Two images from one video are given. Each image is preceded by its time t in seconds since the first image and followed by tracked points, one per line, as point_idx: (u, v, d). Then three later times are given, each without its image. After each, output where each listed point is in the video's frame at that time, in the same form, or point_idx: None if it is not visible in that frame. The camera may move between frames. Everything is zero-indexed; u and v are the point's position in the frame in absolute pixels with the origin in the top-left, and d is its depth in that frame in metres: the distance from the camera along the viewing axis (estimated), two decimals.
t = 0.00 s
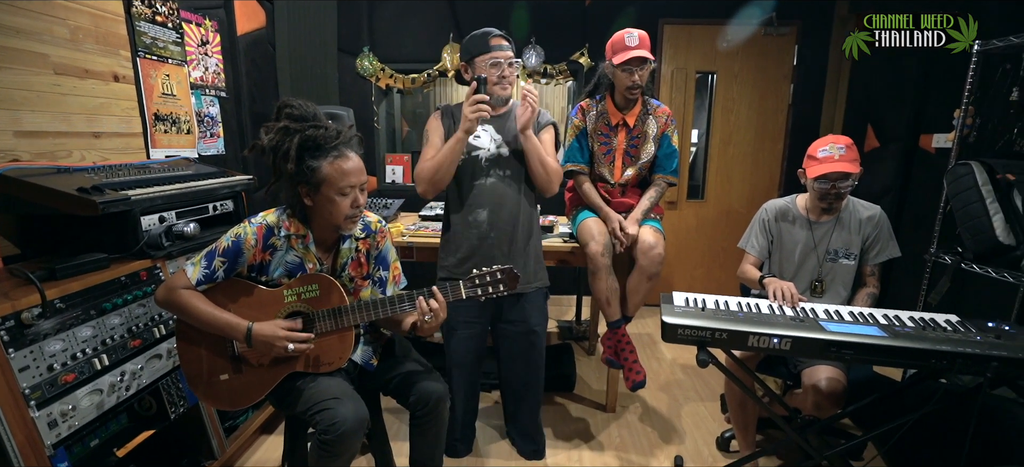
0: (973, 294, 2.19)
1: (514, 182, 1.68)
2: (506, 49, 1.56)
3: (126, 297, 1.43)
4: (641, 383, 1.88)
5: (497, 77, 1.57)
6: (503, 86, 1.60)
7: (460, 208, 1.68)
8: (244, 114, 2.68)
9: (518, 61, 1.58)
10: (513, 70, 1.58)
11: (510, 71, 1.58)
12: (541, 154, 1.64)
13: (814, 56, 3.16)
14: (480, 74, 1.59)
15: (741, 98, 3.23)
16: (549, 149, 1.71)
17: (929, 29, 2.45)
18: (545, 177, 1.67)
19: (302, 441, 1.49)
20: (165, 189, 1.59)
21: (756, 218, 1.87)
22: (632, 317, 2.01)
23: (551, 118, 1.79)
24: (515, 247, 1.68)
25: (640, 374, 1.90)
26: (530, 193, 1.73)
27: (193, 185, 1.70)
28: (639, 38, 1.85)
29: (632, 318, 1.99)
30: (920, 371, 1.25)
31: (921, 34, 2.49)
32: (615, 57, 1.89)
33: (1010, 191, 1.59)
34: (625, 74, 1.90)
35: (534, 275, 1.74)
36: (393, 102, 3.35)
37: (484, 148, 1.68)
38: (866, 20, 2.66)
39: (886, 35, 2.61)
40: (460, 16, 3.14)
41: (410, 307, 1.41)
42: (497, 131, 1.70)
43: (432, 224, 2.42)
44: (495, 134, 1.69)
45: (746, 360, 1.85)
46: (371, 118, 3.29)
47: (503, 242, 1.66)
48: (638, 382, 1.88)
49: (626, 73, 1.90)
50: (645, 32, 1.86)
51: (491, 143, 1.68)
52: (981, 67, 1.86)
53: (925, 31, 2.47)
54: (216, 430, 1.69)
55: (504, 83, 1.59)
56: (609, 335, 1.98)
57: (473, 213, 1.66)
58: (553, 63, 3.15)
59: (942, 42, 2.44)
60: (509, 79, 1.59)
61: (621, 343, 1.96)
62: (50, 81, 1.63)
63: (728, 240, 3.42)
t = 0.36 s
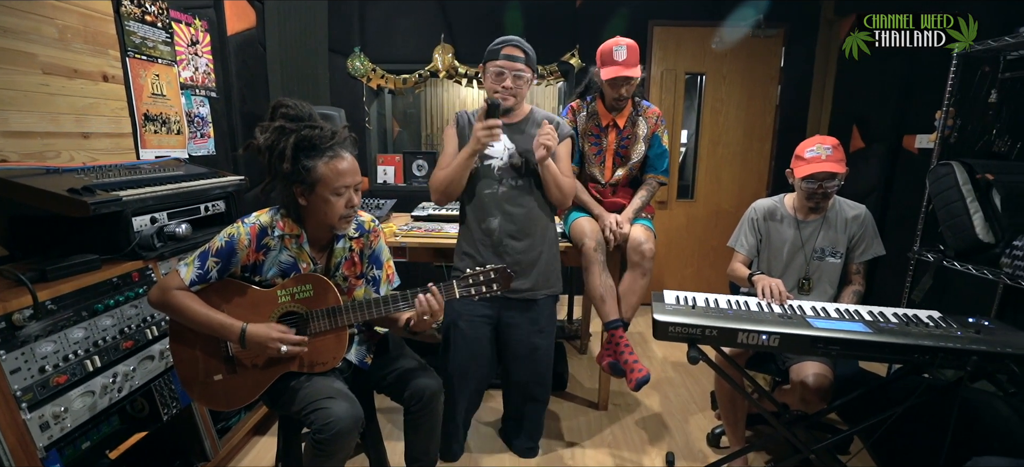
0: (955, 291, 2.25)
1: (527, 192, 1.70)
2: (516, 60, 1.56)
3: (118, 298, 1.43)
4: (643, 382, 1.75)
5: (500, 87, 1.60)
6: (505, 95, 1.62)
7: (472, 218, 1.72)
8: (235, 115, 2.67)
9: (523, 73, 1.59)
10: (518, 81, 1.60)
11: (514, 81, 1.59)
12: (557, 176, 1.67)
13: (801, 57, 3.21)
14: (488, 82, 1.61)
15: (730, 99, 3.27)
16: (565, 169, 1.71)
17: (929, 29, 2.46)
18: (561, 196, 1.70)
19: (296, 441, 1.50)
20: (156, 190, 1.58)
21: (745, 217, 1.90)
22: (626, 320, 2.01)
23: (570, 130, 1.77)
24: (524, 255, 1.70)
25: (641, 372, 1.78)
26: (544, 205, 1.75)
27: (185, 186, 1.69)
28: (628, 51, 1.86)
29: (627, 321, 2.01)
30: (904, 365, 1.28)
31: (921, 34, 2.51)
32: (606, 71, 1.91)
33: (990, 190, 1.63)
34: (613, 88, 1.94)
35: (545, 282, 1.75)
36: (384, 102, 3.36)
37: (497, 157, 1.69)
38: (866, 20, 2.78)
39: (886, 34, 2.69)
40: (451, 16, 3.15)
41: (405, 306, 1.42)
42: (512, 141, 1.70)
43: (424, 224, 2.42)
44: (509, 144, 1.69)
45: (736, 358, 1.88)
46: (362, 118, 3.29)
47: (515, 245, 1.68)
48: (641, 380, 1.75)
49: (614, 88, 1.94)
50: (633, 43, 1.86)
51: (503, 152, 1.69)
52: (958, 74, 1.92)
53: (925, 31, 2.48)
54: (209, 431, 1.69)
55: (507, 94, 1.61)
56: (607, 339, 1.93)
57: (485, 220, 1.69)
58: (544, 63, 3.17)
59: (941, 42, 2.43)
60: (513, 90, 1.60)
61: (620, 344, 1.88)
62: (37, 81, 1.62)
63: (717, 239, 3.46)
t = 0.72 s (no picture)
0: (935, 286, 2.31)
1: (521, 191, 1.71)
2: (512, 59, 1.58)
3: (108, 301, 1.42)
4: (620, 374, 1.96)
5: (498, 85, 1.62)
6: (502, 94, 1.63)
7: (468, 213, 1.73)
8: (223, 116, 2.65)
9: (520, 71, 1.60)
10: (515, 80, 1.62)
11: (511, 79, 1.61)
12: (546, 175, 1.65)
13: (785, 59, 3.27)
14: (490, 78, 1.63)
15: (716, 99, 3.32)
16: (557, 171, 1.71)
17: (929, 29, 2.45)
18: (550, 197, 1.68)
19: (290, 443, 1.50)
20: (145, 192, 1.56)
21: (732, 216, 1.94)
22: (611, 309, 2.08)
23: (569, 135, 1.77)
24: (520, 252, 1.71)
25: (620, 364, 1.97)
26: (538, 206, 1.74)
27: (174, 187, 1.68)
28: (610, 43, 1.88)
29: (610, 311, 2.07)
30: (887, 359, 1.32)
31: (921, 34, 2.50)
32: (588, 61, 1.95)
33: (967, 188, 1.68)
34: (597, 78, 1.96)
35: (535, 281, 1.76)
36: (373, 103, 3.36)
37: (496, 153, 1.70)
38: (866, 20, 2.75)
39: (886, 34, 2.68)
40: (440, 17, 3.16)
41: (399, 306, 1.43)
42: (513, 139, 1.71)
43: (415, 225, 2.43)
44: (510, 141, 1.70)
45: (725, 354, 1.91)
46: (351, 118, 3.29)
47: (508, 243, 1.70)
48: (617, 373, 1.96)
49: (597, 78, 1.96)
50: (616, 36, 1.89)
51: (503, 149, 1.70)
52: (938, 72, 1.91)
53: (925, 31, 2.47)
54: (201, 434, 1.68)
55: (505, 92, 1.63)
56: (590, 328, 2.06)
57: (479, 216, 1.71)
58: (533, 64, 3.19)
59: (941, 42, 2.41)
60: (510, 88, 1.62)
61: (602, 334, 2.02)
62: (22, 82, 1.60)
63: (705, 238, 3.51)
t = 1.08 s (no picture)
0: (908, 280, 2.39)
1: (492, 191, 1.72)
2: (497, 62, 1.58)
3: (89, 305, 1.40)
4: (616, 376, 1.89)
5: (481, 87, 1.61)
6: (484, 96, 1.62)
7: (437, 215, 1.75)
8: (204, 117, 2.61)
9: (503, 74, 1.60)
10: (499, 83, 1.61)
11: (495, 82, 1.61)
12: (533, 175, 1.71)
13: (763, 59, 3.35)
14: (466, 78, 1.62)
15: (697, 99, 3.37)
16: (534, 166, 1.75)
17: (929, 28, 2.17)
18: (530, 195, 1.75)
19: (278, 444, 1.49)
20: (126, 194, 1.54)
21: (714, 213, 1.98)
22: (601, 312, 2.08)
23: (538, 138, 1.82)
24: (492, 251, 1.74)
25: (614, 367, 1.91)
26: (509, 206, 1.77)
27: (156, 189, 1.66)
28: (592, 44, 1.93)
29: (601, 315, 2.07)
30: (862, 350, 1.37)
31: (920, 34, 2.21)
32: (571, 62, 1.97)
33: (936, 185, 1.74)
34: (581, 79, 1.97)
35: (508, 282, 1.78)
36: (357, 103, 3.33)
37: (465, 155, 1.70)
38: (865, 19, 2.60)
39: (885, 35, 2.47)
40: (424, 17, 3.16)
41: (383, 306, 1.43)
42: (481, 140, 1.71)
43: (400, 225, 2.43)
44: (480, 142, 1.71)
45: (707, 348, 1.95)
46: (335, 119, 3.27)
47: (478, 243, 1.72)
48: (613, 375, 1.89)
49: (581, 78, 1.97)
50: (598, 38, 1.94)
51: (473, 151, 1.70)
52: (909, 72, 1.98)
53: (925, 31, 2.20)
54: (186, 439, 1.67)
55: (487, 94, 1.62)
56: (581, 334, 2.02)
57: (449, 217, 1.72)
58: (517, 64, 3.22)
59: (943, 42, 2.13)
60: (493, 90, 1.62)
61: (593, 340, 1.99)
62: None
63: (688, 235, 3.57)
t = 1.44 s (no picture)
0: (881, 274, 2.47)
1: (455, 193, 1.75)
2: (450, 59, 1.61)
3: (68, 309, 1.37)
4: (600, 372, 1.86)
5: (438, 85, 1.63)
6: (443, 94, 1.64)
7: (402, 219, 1.74)
8: (183, 118, 2.57)
9: (458, 70, 1.63)
10: (455, 79, 1.64)
11: (451, 79, 1.63)
12: (478, 170, 1.67)
13: (741, 61, 3.42)
14: (423, 80, 1.64)
15: (677, 100, 3.43)
16: (489, 165, 1.77)
17: (929, 28, 1.91)
18: (482, 190, 1.71)
19: (264, 447, 1.48)
20: (105, 196, 1.52)
21: (695, 211, 2.02)
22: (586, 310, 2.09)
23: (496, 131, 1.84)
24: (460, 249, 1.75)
25: (598, 363, 1.89)
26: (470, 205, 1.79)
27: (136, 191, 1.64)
28: (576, 45, 1.95)
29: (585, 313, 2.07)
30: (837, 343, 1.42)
31: (920, 34, 1.94)
32: (555, 63, 1.99)
33: (906, 182, 1.82)
34: (565, 79, 2.00)
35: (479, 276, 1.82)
36: (339, 103, 3.35)
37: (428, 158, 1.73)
38: (865, 19, 2.24)
39: (885, 35, 2.07)
40: (406, 18, 3.17)
41: (365, 309, 1.43)
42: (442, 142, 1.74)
43: (384, 226, 2.43)
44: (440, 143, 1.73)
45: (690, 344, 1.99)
46: (317, 120, 3.27)
47: (443, 247, 1.72)
48: (597, 371, 1.86)
49: (565, 78, 1.99)
50: (581, 39, 1.96)
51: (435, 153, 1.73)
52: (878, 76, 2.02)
53: (925, 31, 1.93)
54: (169, 443, 1.65)
55: (446, 91, 1.63)
56: (565, 332, 2.03)
57: (413, 222, 1.72)
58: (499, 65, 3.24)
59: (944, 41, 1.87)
60: (450, 88, 1.64)
61: (577, 336, 2.00)
62: None
63: (669, 234, 3.63)
